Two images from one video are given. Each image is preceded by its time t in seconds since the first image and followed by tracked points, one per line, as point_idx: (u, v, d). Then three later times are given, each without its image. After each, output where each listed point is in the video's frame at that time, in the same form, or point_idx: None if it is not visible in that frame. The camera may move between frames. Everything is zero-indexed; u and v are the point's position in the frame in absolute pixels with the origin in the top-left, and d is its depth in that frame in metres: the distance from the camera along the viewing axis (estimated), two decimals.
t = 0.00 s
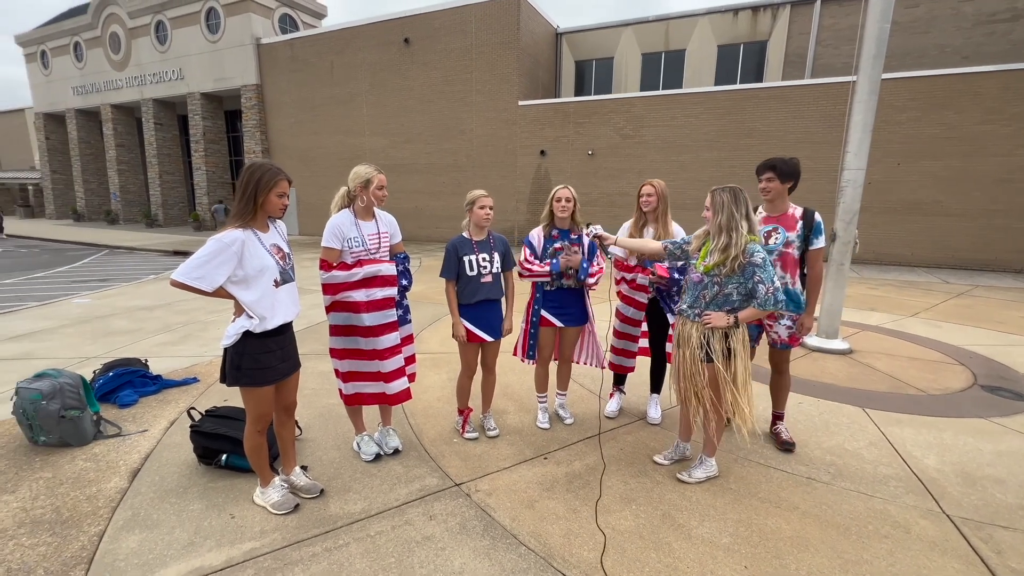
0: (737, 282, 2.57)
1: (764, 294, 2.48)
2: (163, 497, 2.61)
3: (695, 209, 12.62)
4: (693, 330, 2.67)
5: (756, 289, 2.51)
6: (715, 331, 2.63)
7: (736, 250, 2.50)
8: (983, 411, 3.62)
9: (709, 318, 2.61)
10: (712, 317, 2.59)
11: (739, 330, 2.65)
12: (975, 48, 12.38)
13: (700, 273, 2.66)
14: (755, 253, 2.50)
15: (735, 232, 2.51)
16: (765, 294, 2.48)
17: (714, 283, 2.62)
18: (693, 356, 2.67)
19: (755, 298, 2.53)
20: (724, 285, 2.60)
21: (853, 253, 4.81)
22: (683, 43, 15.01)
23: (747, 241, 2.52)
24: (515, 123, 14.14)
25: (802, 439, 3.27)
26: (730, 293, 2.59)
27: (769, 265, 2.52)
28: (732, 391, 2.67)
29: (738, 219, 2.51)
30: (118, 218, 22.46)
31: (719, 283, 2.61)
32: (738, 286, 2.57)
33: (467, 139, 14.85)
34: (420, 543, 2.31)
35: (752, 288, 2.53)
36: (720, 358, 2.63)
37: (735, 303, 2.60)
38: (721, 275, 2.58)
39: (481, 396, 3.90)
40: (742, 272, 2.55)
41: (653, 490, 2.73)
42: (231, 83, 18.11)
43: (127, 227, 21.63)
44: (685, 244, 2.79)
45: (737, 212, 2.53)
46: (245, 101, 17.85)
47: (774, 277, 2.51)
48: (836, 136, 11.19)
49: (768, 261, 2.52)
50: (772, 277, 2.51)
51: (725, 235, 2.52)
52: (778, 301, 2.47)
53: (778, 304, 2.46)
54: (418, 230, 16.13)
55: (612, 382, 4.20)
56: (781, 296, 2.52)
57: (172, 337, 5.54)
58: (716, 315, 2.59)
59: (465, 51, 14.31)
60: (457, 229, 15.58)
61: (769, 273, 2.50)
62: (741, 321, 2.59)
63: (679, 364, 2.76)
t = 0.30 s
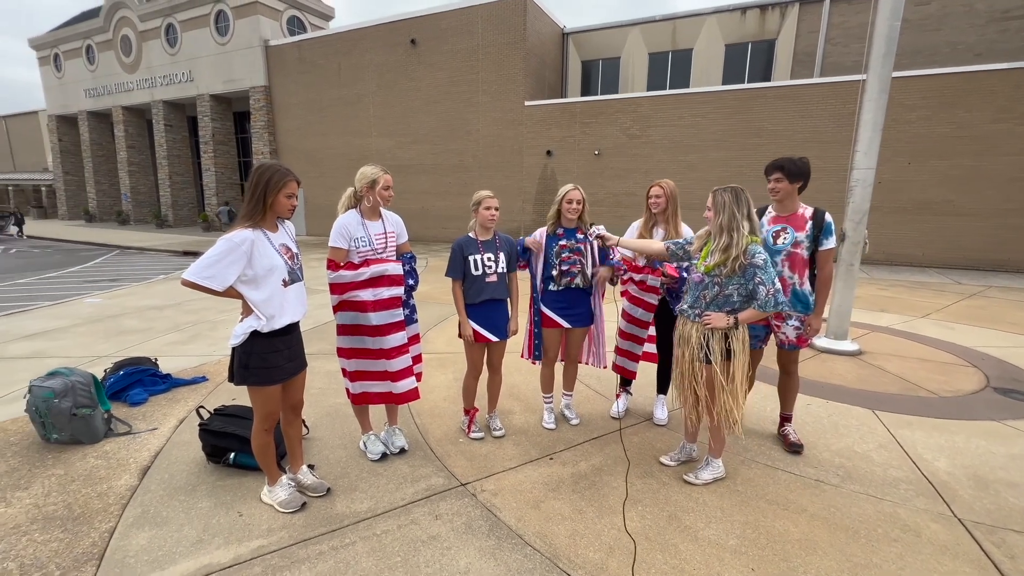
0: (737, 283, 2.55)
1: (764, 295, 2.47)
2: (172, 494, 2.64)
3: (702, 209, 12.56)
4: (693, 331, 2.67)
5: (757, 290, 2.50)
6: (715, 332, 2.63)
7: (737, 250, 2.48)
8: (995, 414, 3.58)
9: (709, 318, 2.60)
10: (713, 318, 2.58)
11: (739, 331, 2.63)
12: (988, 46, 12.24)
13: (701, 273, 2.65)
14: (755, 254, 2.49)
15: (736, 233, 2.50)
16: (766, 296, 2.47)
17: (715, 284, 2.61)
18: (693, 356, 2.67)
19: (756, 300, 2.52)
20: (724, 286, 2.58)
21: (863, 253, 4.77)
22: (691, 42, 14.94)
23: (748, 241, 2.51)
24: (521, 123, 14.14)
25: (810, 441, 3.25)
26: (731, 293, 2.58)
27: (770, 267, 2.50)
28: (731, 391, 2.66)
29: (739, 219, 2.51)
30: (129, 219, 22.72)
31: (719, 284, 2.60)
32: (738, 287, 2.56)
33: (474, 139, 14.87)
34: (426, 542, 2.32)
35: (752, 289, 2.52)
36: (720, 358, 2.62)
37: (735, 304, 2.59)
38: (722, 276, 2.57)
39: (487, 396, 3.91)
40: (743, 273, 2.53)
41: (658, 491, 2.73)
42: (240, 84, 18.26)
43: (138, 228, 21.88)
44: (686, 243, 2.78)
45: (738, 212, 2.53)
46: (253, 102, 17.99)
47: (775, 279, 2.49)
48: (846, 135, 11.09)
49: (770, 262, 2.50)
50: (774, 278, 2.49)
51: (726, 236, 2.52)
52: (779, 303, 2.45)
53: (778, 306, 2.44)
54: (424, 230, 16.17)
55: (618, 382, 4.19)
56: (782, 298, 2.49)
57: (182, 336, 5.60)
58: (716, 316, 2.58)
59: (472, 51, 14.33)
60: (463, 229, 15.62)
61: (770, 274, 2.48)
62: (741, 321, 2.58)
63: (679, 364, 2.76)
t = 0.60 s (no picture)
0: (741, 284, 2.57)
1: (768, 296, 2.46)
2: (182, 491, 2.67)
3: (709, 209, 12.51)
4: (698, 334, 2.67)
5: (760, 291, 2.50)
6: (720, 335, 2.63)
7: (738, 252, 2.51)
8: (1007, 416, 3.54)
9: (713, 320, 2.60)
10: (717, 320, 2.59)
11: (744, 334, 2.63)
12: (1001, 43, 12.09)
13: (704, 275, 2.66)
14: (757, 255, 2.50)
15: (738, 234, 2.52)
16: (769, 297, 2.46)
17: (718, 286, 2.63)
18: (698, 358, 2.67)
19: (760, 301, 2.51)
20: (727, 288, 2.60)
21: (872, 253, 4.74)
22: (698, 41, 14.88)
23: (749, 242, 2.53)
24: (527, 123, 14.15)
25: (818, 442, 3.23)
26: (734, 295, 2.59)
27: (772, 267, 2.50)
28: (737, 395, 2.65)
29: (741, 220, 2.53)
30: (139, 219, 22.96)
31: (723, 285, 2.61)
32: (742, 289, 2.57)
33: (480, 139, 14.90)
34: (431, 541, 2.34)
35: (755, 290, 2.52)
36: (725, 361, 2.62)
37: (740, 306, 2.59)
38: (725, 278, 2.59)
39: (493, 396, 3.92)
40: (745, 274, 2.54)
41: (664, 492, 2.72)
42: (248, 85, 18.39)
43: (148, 228, 22.10)
44: (688, 245, 2.80)
45: (740, 214, 2.55)
46: (261, 103, 18.11)
47: (778, 279, 2.49)
48: (855, 134, 11.01)
49: (772, 263, 2.50)
50: (777, 279, 2.48)
51: (728, 237, 2.54)
52: (783, 303, 2.44)
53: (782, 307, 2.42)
54: (431, 230, 16.21)
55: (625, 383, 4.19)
56: (786, 298, 2.48)
57: (191, 335, 5.65)
58: (720, 318, 2.58)
59: (478, 52, 14.35)
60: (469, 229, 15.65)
61: (773, 275, 2.48)
62: (746, 324, 2.57)
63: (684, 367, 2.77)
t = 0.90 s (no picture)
0: (728, 284, 2.56)
1: (756, 295, 2.47)
2: (193, 487, 2.71)
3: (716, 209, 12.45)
4: (689, 338, 2.65)
5: (748, 290, 2.50)
6: (711, 337, 2.61)
7: (724, 253, 2.49)
8: (1020, 418, 3.50)
9: (704, 324, 2.58)
10: (708, 323, 2.57)
11: (735, 334, 2.63)
12: (1016, 40, 11.92)
13: (691, 279, 2.64)
14: (742, 254, 2.50)
15: (722, 235, 2.50)
16: (757, 295, 2.47)
17: (706, 288, 2.61)
18: (692, 363, 2.65)
19: (748, 301, 2.52)
20: (715, 290, 2.59)
21: (883, 253, 4.69)
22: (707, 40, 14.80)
23: (734, 242, 2.52)
24: (534, 123, 14.14)
25: (827, 443, 3.21)
26: (722, 296, 2.59)
27: (757, 265, 2.50)
28: (734, 397, 2.64)
29: (725, 220, 2.51)
30: (150, 218, 23.22)
31: (711, 288, 2.59)
32: (729, 289, 2.57)
33: (487, 138, 14.91)
34: (438, 538, 2.35)
35: (743, 289, 2.52)
36: (720, 364, 2.61)
37: (728, 306, 2.60)
38: (712, 280, 2.57)
39: (499, 395, 3.93)
40: (732, 275, 2.54)
41: (671, 492, 2.72)
42: (257, 86, 18.52)
43: (158, 227, 22.34)
44: (670, 247, 2.76)
45: (723, 214, 2.53)
46: (270, 104, 18.23)
47: (764, 277, 2.49)
48: (865, 133, 10.90)
49: (756, 261, 2.50)
50: (763, 276, 2.49)
51: (713, 238, 2.51)
52: (771, 301, 2.45)
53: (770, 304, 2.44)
54: (438, 230, 16.25)
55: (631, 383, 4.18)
56: (773, 295, 2.50)
57: (201, 333, 5.72)
58: (711, 321, 2.57)
59: (486, 51, 14.36)
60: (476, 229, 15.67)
61: (759, 273, 2.48)
62: (737, 324, 2.58)
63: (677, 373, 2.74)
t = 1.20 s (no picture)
0: (704, 280, 2.58)
1: (731, 290, 2.48)
2: (205, 482, 2.74)
3: (725, 208, 12.36)
4: (664, 333, 2.64)
5: (723, 286, 2.52)
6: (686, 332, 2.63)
7: (700, 248, 2.50)
8: None
9: (680, 320, 2.59)
10: (684, 319, 2.58)
11: (708, 330, 2.66)
12: None
13: (667, 274, 2.64)
14: (719, 250, 2.52)
15: (698, 230, 2.51)
16: (732, 290, 2.48)
17: (682, 284, 2.62)
18: (665, 359, 2.63)
19: (723, 296, 2.54)
20: (691, 285, 2.60)
21: (896, 253, 4.64)
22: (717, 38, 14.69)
23: (710, 238, 2.54)
24: (543, 122, 14.12)
25: (837, 445, 3.19)
26: (698, 292, 2.60)
27: (733, 261, 2.53)
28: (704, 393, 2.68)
29: (700, 216, 2.51)
30: (162, 217, 23.49)
31: (687, 283, 2.61)
32: (705, 284, 2.59)
33: (495, 138, 14.92)
34: (446, 536, 2.36)
35: (718, 285, 2.55)
36: (694, 358, 2.63)
37: (703, 302, 2.62)
38: (688, 275, 2.59)
39: (507, 394, 3.94)
40: (708, 270, 2.56)
41: (679, 492, 2.71)
42: (268, 86, 18.65)
43: (171, 226, 22.59)
44: (646, 244, 2.78)
45: (699, 210, 2.53)
46: (281, 103, 18.36)
47: (740, 273, 2.52)
48: (878, 131, 10.77)
49: (732, 257, 2.53)
50: (738, 272, 2.52)
51: (688, 234, 2.52)
52: (746, 297, 2.45)
53: (744, 299, 2.44)
54: (446, 229, 16.29)
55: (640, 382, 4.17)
56: (748, 291, 2.52)
57: (212, 331, 5.78)
58: (687, 316, 2.58)
59: (494, 50, 14.36)
60: (485, 228, 15.69)
61: (734, 269, 2.51)
62: (711, 320, 2.59)
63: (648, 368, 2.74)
